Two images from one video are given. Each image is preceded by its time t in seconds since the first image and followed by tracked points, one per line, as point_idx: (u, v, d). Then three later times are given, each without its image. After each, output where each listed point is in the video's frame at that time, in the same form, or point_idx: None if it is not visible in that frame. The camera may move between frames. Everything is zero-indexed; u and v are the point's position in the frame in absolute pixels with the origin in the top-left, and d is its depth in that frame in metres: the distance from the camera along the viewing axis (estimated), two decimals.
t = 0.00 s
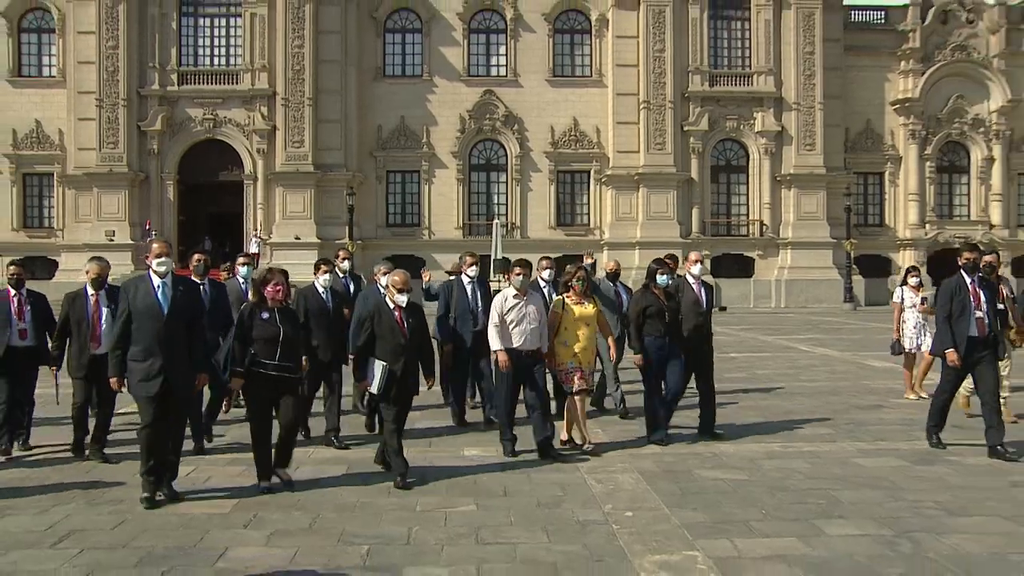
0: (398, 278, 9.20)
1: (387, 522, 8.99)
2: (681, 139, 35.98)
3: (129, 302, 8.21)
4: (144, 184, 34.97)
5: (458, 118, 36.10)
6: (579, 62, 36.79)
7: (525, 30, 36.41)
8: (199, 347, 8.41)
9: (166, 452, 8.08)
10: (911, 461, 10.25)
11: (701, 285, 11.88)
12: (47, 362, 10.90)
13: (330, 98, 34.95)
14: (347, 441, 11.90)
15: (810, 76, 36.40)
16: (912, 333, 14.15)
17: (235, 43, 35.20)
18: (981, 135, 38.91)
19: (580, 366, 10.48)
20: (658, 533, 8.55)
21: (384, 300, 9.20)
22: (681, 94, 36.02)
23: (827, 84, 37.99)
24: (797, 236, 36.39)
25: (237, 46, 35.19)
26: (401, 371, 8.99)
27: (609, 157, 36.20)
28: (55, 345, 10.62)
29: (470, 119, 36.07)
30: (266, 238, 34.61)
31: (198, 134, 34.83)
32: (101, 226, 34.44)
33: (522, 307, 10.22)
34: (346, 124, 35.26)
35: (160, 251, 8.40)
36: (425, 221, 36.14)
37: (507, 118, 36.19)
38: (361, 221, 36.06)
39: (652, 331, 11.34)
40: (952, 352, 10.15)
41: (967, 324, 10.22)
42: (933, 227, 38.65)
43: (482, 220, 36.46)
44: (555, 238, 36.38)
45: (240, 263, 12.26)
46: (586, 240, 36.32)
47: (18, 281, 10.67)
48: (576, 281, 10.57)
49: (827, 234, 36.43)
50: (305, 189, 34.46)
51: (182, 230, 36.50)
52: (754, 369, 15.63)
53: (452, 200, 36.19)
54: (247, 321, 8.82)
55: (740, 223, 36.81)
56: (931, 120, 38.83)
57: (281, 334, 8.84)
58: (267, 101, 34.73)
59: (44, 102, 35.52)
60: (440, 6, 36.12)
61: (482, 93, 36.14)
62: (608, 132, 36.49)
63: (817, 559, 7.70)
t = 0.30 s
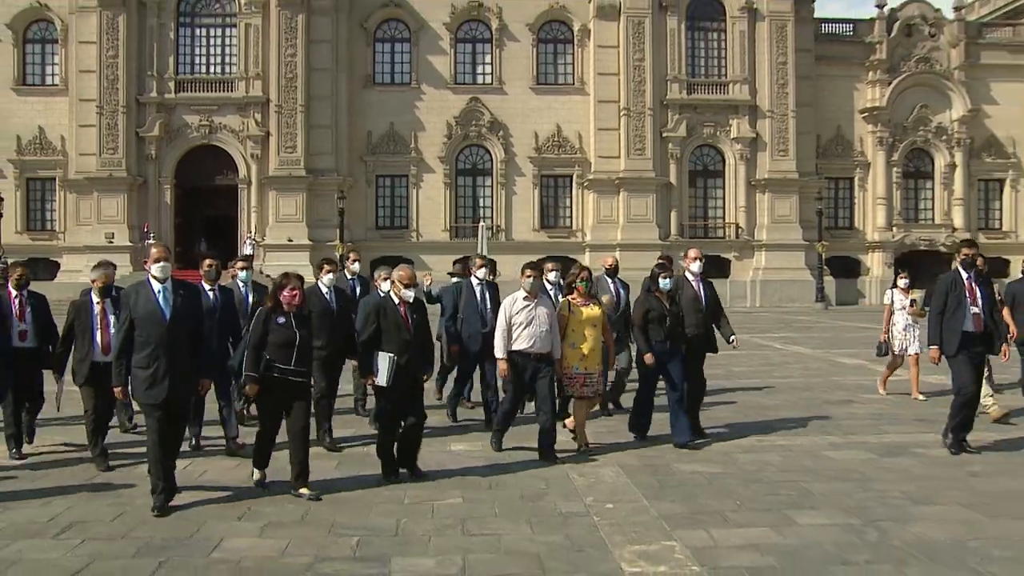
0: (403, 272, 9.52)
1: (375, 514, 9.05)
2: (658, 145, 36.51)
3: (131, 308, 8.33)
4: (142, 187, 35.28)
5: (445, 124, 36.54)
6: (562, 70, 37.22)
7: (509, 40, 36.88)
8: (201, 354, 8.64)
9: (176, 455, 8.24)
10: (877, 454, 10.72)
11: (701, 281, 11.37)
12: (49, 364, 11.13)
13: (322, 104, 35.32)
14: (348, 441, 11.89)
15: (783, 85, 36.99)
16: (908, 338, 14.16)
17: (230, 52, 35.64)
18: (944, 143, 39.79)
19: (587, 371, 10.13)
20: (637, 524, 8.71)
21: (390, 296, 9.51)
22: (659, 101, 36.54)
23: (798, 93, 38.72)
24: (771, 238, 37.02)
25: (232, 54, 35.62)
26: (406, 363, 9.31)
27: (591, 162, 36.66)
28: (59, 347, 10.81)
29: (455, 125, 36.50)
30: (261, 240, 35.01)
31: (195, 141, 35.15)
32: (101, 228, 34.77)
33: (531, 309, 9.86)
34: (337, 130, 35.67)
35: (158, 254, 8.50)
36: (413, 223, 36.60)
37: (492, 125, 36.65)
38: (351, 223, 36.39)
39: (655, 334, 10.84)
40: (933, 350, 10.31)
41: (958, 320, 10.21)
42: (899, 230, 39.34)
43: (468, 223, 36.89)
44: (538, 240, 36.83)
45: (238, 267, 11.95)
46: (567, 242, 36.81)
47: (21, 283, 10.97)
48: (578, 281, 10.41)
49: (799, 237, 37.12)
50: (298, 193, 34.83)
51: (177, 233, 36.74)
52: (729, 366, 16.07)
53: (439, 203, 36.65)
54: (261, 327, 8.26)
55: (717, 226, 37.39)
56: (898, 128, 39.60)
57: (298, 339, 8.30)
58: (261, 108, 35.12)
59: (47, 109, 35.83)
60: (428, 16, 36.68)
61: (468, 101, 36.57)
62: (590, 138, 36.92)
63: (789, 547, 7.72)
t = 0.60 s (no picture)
0: (416, 282, 9.58)
1: (365, 508, 8.51)
2: (638, 153, 37.09)
3: (133, 308, 8.10)
4: (138, 195, 35.52)
5: (432, 133, 36.96)
6: (545, 81, 37.69)
7: (494, 51, 37.37)
8: (203, 359, 8.38)
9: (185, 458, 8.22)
10: (848, 450, 11.19)
11: (702, 286, 11.67)
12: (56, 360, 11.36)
13: (313, 114, 35.64)
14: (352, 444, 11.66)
15: (757, 96, 37.61)
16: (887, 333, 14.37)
17: (225, 63, 36.03)
18: (910, 152, 40.43)
19: (591, 375, 10.13)
20: (617, 519, 8.61)
21: (402, 304, 9.50)
22: (639, 111, 37.11)
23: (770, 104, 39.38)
24: (748, 243, 37.60)
25: (227, 64, 35.98)
26: (417, 371, 9.23)
27: (573, 169, 37.11)
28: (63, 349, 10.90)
29: (443, 133, 36.90)
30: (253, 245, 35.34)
31: (191, 149, 35.45)
32: (100, 233, 35.03)
33: (535, 311, 9.79)
34: (328, 139, 36.01)
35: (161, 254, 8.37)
36: (401, 229, 36.94)
37: (478, 133, 37.08)
38: (341, 228, 36.74)
39: (657, 335, 10.93)
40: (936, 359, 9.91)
41: (957, 330, 9.88)
42: (867, 235, 39.99)
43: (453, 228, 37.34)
44: (519, 246, 37.25)
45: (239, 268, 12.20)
46: (550, 247, 37.26)
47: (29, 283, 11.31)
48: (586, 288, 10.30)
49: (773, 241, 37.72)
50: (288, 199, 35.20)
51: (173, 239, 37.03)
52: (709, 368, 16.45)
53: (425, 208, 37.05)
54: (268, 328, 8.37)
55: (694, 231, 37.94)
56: (866, 138, 40.24)
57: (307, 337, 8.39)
58: (255, 118, 35.39)
59: (49, 119, 36.15)
60: (415, 28, 37.11)
61: (454, 110, 37.03)
62: (572, 146, 37.40)
63: (763, 540, 7.82)
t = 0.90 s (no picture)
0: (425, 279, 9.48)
1: (348, 508, 8.66)
2: (620, 159, 37.39)
3: (139, 316, 8.00)
4: (129, 199, 35.64)
5: (417, 139, 37.17)
6: (528, 89, 37.97)
7: (479, 59, 37.58)
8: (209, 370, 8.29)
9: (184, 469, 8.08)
10: (823, 449, 11.46)
11: (708, 292, 11.93)
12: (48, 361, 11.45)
13: (301, 121, 35.81)
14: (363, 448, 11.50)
15: (736, 103, 37.84)
16: (879, 340, 14.15)
17: (213, 70, 36.13)
18: (883, 159, 40.89)
19: (602, 376, 10.12)
20: (599, 518, 8.81)
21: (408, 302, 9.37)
22: (621, 118, 37.42)
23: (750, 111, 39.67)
24: (728, 247, 37.89)
25: (215, 71, 36.11)
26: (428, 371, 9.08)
27: (556, 174, 37.38)
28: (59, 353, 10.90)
29: (427, 139, 37.14)
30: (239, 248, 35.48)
31: (181, 154, 35.62)
32: (91, 238, 35.12)
33: (535, 321, 9.88)
34: (315, 146, 36.15)
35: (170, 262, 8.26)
36: (387, 235, 37.17)
37: (463, 139, 37.30)
38: (329, 233, 36.91)
39: (660, 339, 11.19)
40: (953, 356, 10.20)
41: (963, 330, 10.37)
42: (844, 239, 40.37)
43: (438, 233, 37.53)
44: (503, 250, 37.43)
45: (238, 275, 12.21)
46: (533, 251, 37.45)
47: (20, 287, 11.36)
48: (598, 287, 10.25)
49: (753, 246, 38.02)
50: (274, 204, 35.35)
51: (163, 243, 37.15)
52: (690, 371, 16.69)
53: (409, 213, 37.29)
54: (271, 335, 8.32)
55: (674, 235, 38.23)
56: (842, 145, 40.63)
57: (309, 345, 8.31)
58: (243, 124, 35.57)
59: (41, 125, 36.24)
60: (401, 36, 37.24)
61: (439, 116, 37.19)
62: (555, 153, 37.68)
63: (741, 539, 8.06)
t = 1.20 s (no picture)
0: (423, 284, 9.04)
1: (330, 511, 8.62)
2: (602, 160, 37.46)
3: (131, 314, 7.82)
4: (109, 200, 35.49)
5: (400, 141, 37.16)
6: (511, 91, 37.97)
7: (461, 61, 37.60)
8: (205, 368, 8.18)
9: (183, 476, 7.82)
10: (805, 451, 11.47)
11: (719, 294, 11.30)
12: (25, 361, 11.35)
13: (283, 122, 35.78)
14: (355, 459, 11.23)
15: (718, 106, 37.95)
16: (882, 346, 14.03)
17: (196, 71, 36.03)
18: (864, 162, 41.11)
19: (607, 385, 9.92)
20: (581, 520, 8.80)
21: (410, 308, 9.02)
22: (603, 120, 37.47)
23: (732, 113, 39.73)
24: (711, 249, 37.96)
25: (198, 72, 36.02)
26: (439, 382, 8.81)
27: (538, 177, 37.41)
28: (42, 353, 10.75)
29: (410, 142, 37.13)
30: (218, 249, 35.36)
31: (161, 156, 35.53)
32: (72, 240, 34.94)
33: (536, 321, 9.97)
34: (297, 148, 36.12)
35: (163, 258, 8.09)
36: (369, 237, 37.11)
37: (445, 141, 37.30)
38: (310, 235, 36.82)
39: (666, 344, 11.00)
40: (967, 366, 9.79)
41: (980, 339, 9.83)
42: (825, 242, 40.56)
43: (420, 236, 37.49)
44: (487, 251, 37.41)
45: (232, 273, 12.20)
46: (516, 253, 37.42)
47: None
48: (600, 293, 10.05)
49: (734, 248, 38.05)
50: (256, 206, 35.28)
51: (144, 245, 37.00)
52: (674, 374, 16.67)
53: (391, 215, 37.24)
54: (275, 340, 8.07)
55: (657, 237, 38.31)
56: (823, 147, 40.77)
57: (314, 352, 8.05)
58: (225, 125, 35.56)
59: (21, 126, 36.06)
60: (384, 37, 37.21)
61: (422, 118, 37.24)
62: (537, 155, 37.71)
63: (723, 540, 8.07)
